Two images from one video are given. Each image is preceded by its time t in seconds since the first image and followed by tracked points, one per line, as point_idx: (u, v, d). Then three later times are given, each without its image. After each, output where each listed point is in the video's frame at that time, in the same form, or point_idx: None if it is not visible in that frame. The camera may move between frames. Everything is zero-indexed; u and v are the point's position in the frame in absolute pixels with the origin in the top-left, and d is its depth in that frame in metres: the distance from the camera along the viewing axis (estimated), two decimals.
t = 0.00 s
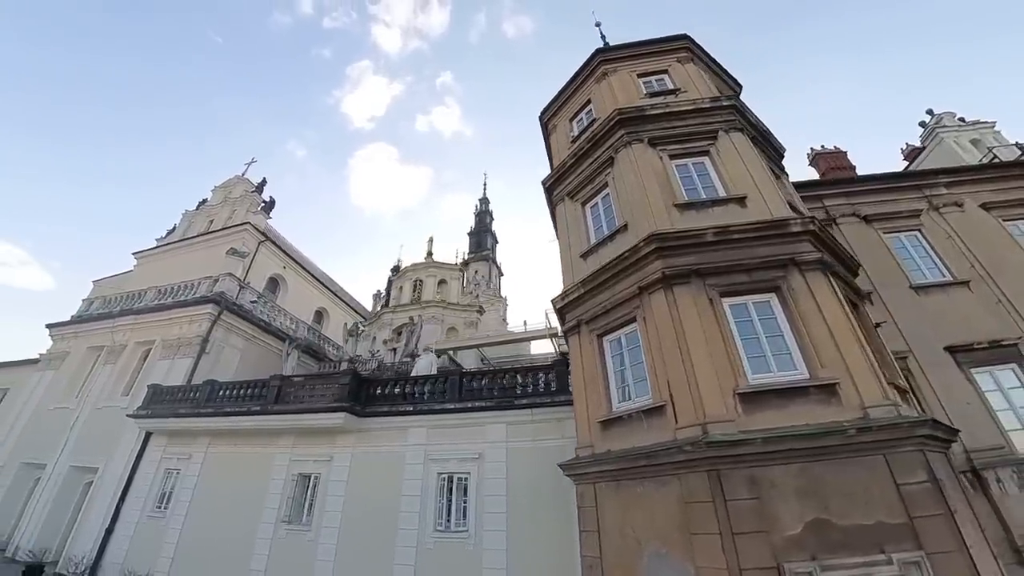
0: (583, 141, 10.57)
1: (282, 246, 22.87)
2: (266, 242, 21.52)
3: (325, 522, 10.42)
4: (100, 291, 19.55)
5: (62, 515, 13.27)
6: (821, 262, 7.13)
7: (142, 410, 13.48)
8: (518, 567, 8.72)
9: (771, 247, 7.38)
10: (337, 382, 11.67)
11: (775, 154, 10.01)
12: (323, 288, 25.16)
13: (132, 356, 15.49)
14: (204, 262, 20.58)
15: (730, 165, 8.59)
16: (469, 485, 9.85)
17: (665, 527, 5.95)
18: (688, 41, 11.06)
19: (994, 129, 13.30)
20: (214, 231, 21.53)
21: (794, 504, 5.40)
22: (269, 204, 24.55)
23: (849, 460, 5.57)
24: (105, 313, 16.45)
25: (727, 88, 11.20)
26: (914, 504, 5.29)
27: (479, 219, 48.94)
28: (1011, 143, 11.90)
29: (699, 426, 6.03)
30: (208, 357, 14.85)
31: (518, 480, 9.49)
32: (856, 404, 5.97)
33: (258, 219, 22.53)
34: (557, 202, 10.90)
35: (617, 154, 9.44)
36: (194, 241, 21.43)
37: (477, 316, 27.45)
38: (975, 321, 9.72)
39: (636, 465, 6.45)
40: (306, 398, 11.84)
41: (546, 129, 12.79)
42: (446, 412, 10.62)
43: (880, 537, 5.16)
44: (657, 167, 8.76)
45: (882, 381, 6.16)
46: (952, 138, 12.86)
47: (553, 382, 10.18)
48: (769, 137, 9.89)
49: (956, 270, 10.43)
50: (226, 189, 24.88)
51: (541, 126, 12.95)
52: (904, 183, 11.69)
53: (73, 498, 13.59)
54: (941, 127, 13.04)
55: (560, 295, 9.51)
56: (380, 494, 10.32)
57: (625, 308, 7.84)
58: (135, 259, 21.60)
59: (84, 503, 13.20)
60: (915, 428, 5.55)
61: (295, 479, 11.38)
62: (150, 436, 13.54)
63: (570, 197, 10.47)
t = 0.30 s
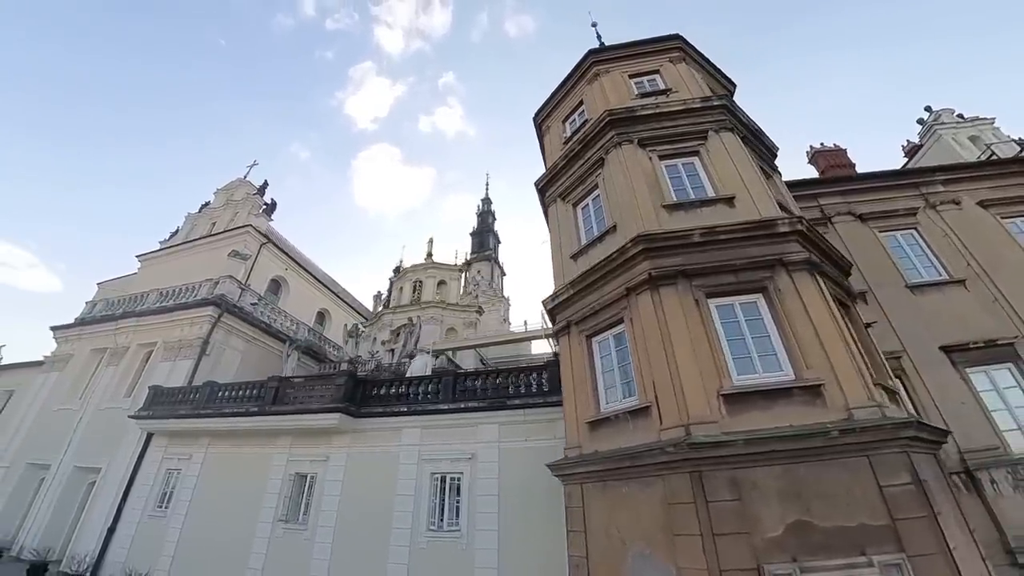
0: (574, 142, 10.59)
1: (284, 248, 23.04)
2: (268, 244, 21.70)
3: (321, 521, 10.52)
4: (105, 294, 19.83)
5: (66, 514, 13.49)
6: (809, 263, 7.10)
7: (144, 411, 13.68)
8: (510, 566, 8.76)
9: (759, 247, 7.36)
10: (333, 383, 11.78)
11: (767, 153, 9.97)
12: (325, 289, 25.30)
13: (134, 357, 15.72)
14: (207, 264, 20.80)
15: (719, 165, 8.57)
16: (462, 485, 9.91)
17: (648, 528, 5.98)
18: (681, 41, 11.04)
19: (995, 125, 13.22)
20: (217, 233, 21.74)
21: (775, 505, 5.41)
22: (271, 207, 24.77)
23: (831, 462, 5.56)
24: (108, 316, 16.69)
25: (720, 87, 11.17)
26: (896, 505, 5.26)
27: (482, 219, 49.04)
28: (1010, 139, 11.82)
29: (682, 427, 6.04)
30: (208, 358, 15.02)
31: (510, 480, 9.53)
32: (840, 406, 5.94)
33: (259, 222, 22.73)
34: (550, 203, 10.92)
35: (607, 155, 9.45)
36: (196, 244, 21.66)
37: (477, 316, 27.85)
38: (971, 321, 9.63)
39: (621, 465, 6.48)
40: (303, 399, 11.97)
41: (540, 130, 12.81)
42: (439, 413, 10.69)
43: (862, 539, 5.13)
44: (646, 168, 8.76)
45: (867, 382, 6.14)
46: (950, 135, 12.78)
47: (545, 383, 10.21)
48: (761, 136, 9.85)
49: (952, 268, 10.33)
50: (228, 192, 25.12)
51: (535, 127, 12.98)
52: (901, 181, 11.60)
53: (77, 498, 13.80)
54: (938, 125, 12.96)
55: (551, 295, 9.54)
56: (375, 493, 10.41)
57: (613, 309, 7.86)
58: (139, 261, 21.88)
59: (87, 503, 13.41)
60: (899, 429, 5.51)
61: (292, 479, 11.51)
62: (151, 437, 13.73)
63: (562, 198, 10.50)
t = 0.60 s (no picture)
0: (564, 144, 10.65)
1: (286, 250, 23.31)
2: (270, 246, 21.96)
3: (317, 519, 10.69)
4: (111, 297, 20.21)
5: (72, 513, 13.80)
6: (792, 263, 7.11)
7: (147, 411, 13.95)
8: (500, 564, 8.85)
9: (742, 248, 7.38)
10: (330, 384, 11.96)
11: (756, 153, 9.97)
12: (326, 290, 25.53)
13: (138, 359, 16.04)
14: (210, 266, 21.09)
15: (706, 166, 8.59)
16: (454, 484, 10.03)
17: (629, 526, 6.04)
18: (671, 41, 11.06)
19: (991, 121, 13.13)
20: (220, 236, 22.03)
21: (752, 504, 5.45)
22: (273, 209, 25.05)
23: (808, 461, 5.59)
24: (113, 318, 17.04)
25: (711, 87, 11.17)
26: (873, 505, 5.27)
27: (484, 220, 49.20)
28: (1006, 135, 11.73)
29: (662, 427, 6.10)
30: (210, 360, 15.27)
31: (501, 479, 9.63)
32: (820, 405, 5.95)
33: (262, 224, 23.01)
34: (541, 204, 11.01)
35: (595, 157, 9.51)
36: (200, 246, 21.98)
37: (477, 316, 28.06)
38: (964, 319, 9.57)
39: (603, 464, 6.55)
40: (301, 400, 12.15)
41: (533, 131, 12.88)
42: (433, 412, 10.82)
43: (837, 538, 5.16)
44: (634, 169, 8.81)
45: (847, 382, 6.15)
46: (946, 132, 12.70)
47: (537, 383, 10.30)
48: (751, 136, 9.85)
49: (946, 266, 10.27)
50: (232, 195, 25.46)
51: (528, 129, 13.05)
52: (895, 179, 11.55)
53: (82, 497, 14.11)
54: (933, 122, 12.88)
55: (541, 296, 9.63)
56: (369, 492, 10.57)
57: (599, 310, 7.92)
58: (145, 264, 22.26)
59: (92, 501, 13.71)
60: (876, 429, 5.53)
61: (290, 477, 11.70)
62: (154, 437, 14.00)
63: (553, 200, 10.57)
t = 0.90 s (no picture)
0: (558, 146, 10.68)
1: (288, 252, 23.49)
2: (273, 249, 22.15)
3: (315, 519, 10.82)
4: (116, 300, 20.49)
5: (77, 513, 14.05)
6: (781, 265, 7.11)
7: (150, 413, 14.16)
8: (494, 564, 8.91)
9: (731, 250, 7.39)
10: (328, 386, 12.09)
11: (750, 154, 9.95)
12: (328, 292, 25.72)
13: (141, 362, 16.27)
14: (213, 269, 21.30)
15: (697, 168, 8.59)
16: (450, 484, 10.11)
17: (614, 527, 6.09)
18: (665, 42, 11.06)
19: (991, 118, 13.03)
20: (222, 239, 22.24)
21: (735, 506, 5.47)
22: (275, 212, 25.25)
23: (792, 463, 5.60)
24: (117, 322, 17.29)
25: (705, 88, 11.15)
26: (856, 507, 5.28)
27: (487, 220, 49.31)
28: (1005, 133, 11.64)
29: (648, 429, 6.13)
30: (212, 362, 15.44)
31: (495, 479, 9.70)
32: (806, 408, 5.96)
33: (264, 227, 23.20)
34: (535, 207, 11.06)
35: (587, 160, 9.54)
36: (203, 249, 22.20)
37: (477, 318, 28.21)
38: (961, 320, 9.50)
39: (590, 465, 6.60)
40: (300, 402, 12.28)
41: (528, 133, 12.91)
42: (428, 414, 10.91)
43: (820, 541, 5.17)
44: (624, 172, 8.83)
45: (834, 384, 6.16)
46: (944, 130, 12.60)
47: (531, 384, 10.36)
48: (743, 137, 9.83)
49: (943, 267, 10.19)
50: (235, 198, 25.70)
51: (523, 131, 13.09)
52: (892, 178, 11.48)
53: (87, 498, 14.36)
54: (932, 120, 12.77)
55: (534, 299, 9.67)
56: (366, 492, 10.67)
57: (589, 313, 7.96)
58: (149, 267, 22.54)
59: (97, 502, 13.94)
60: (861, 432, 5.53)
61: (289, 478, 11.83)
62: (157, 438, 14.21)
63: (546, 202, 10.61)
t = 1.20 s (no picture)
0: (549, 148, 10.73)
1: (290, 254, 23.71)
2: (275, 251, 22.37)
3: (313, 517, 10.96)
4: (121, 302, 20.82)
5: (83, 512, 14.34)
6: (766, 264, 7.11)
7: (153, 414, 14.41)
8: (486, 563, 8.98)
9: (717, 250, 7.40)
10: (325, 386, 12.24)
11: (741, 153, 9.93)
12: (331, 293, 25.96)
13: (144, 364, 16.55)
14: (216, 271, 21.56)
15: (685, 168, 8.61)
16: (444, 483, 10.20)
17: (598, 525, 6.14)
18: (656, 42, 11.06)
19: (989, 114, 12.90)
20: (225, 242, 22.49)
21: (715, 505, 5.51)
22: (278, 214, 25.50)
23: (772, 463, 5.62)
24: (122, 324, 17.59)
25: (697, 88, 11.14)
26: (836, 507, 5.28)
27: (489, 220, 49.42)
28: (1003, 129, 11.52)
29: (630, 429, 6.18)
30: (214, 363, 15.68)
31: (488, 478, 9.78)
32: (788, 408, 5.97)
33: (266, 230, 23.45)
34: (527, 208, 11.12)
35: (577, 161, 9.58)
36: (207, 252, 22.48)
37: (477, 318, 28.38)
38: (955, 318, 9.42)
39: (575, 464, 6.66)
40: (298, 402, 12.44)
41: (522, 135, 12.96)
42: (422, 414, 11.02)
43: (799, 540, 5.19)
44: (613, 173, 8.87)
45: (817, 383, 6.16)
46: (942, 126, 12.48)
47: (524, 384, 10.44)
48: (734, 136, 9.82)
49: (938, 265, 10.10)
50: (238, 200, 25.98)
51: (517, 132, 13.13)
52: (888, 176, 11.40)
53: (93, 497, 14.63)
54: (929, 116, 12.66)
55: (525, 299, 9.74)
56: (362, 491, 10.79)
57: (577, 313, 8.01)
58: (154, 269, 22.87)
59: (102, 501, 14.21)
60: (841, 431, 5.53)
61: (287, 477, 11.99)
62: (160, 438, 14.45)
63: (538, 203, 10.67)
